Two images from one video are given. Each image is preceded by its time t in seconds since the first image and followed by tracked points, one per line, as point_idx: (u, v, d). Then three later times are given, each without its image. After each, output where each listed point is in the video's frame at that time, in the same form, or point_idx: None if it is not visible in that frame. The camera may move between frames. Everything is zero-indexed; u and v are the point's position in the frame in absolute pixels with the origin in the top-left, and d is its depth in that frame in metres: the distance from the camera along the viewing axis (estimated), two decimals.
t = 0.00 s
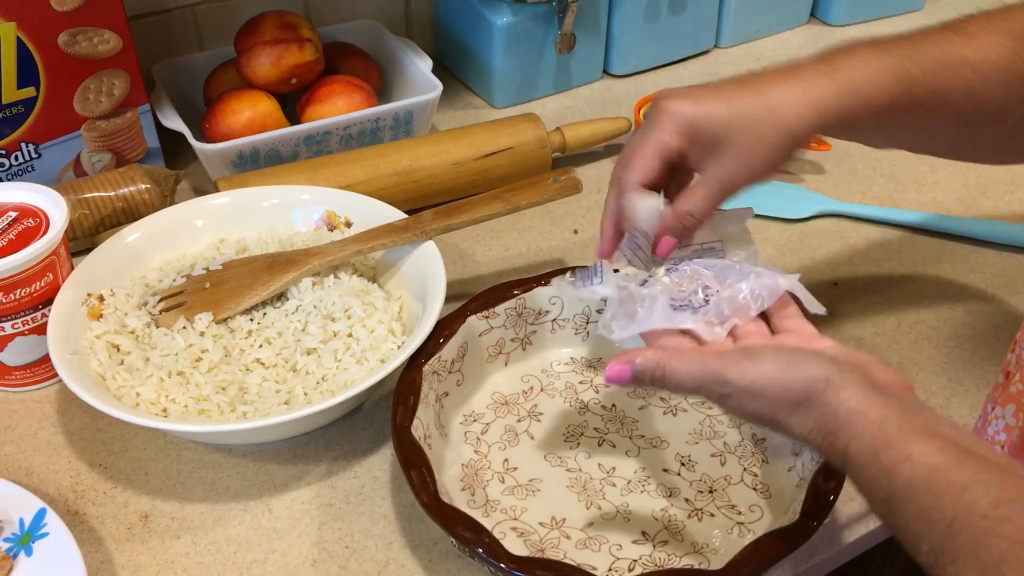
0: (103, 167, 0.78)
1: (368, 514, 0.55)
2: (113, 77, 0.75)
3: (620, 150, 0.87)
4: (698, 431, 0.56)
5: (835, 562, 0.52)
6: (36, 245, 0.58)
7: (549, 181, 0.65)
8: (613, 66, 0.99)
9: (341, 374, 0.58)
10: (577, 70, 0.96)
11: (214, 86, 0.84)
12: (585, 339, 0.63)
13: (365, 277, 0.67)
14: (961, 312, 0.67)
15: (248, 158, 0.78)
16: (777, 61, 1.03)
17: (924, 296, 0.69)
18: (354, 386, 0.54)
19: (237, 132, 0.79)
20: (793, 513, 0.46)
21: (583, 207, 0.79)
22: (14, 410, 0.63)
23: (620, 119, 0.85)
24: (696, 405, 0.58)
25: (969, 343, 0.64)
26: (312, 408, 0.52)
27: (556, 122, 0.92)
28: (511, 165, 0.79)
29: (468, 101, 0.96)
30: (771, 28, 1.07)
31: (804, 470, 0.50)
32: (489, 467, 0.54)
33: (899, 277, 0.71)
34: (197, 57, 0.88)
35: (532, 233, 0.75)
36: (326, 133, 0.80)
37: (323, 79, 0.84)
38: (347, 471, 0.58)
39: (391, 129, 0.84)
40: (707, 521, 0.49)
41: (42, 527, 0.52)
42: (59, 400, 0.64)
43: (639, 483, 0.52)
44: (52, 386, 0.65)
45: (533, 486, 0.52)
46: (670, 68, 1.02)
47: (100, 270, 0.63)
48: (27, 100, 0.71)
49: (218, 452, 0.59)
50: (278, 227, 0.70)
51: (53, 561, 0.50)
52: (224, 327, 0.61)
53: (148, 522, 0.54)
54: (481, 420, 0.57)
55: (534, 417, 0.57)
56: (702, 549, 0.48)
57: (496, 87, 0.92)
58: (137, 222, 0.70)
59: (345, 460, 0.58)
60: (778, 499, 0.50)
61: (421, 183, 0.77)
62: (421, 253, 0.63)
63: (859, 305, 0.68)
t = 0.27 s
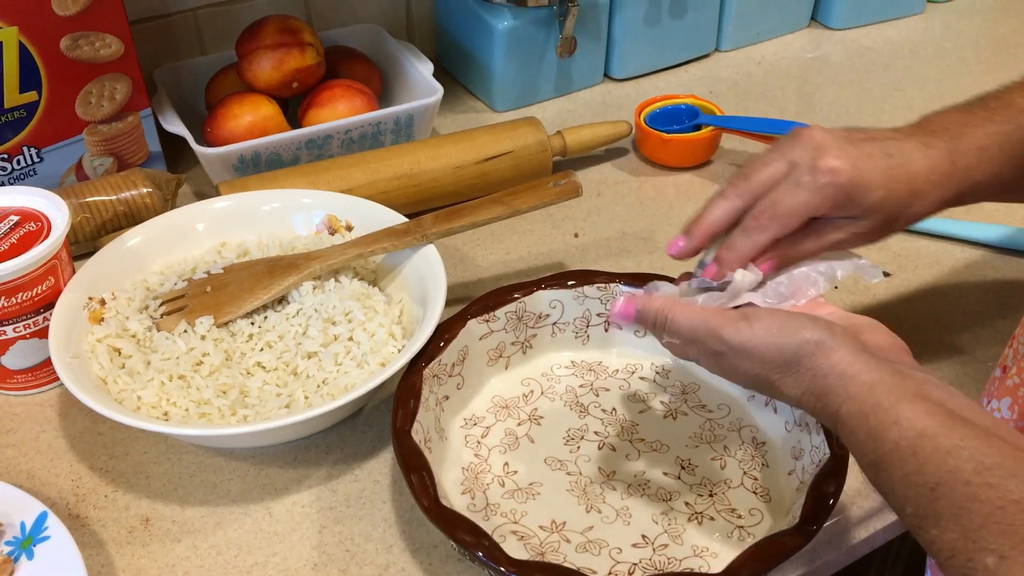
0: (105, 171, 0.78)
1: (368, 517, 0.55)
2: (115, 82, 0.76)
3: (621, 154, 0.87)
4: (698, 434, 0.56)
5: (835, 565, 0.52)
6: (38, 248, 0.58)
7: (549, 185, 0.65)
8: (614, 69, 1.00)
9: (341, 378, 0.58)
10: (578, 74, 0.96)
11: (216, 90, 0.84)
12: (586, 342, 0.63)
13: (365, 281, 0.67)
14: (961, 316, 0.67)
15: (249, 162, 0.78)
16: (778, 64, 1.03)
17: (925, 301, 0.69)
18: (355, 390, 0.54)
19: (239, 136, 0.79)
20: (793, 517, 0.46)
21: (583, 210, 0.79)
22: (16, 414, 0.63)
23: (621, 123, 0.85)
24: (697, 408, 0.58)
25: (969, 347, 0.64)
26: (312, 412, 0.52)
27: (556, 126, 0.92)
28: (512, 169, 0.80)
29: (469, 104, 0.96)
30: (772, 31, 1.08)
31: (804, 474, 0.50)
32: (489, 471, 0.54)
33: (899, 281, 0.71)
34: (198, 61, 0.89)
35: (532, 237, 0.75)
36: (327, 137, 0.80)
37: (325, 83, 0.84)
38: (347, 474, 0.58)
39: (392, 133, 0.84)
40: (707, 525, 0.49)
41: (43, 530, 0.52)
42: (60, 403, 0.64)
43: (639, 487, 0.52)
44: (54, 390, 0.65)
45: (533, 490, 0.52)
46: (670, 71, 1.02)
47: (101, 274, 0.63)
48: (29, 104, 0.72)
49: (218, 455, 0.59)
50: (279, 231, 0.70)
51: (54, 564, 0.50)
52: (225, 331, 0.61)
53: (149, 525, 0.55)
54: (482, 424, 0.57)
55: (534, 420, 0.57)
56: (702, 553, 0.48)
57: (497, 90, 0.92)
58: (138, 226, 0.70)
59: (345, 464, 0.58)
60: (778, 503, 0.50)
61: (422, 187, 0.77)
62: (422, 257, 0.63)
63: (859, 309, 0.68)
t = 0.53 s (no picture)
0: (107, 176, 0.79)
1: (368, 521, 0.55)
2: (117, 86, 0.76)
3: (621, 158, 0.87)
4: (698, 438, 0.56)
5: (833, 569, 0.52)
6: (39, 253, 0.58)
7: (549, 189, 0.65)
8: (614, 74, 1.00)
9: (341, 381, 0.58)
10: (578, 78, 0.97)
11: (217, 95, 0.85)
12: (586, 346, 0.63)
13: (366, 285, 0.67)
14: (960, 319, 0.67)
15: (250, 167, 0.79)
16: (777, 68, 1.04)
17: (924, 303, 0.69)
18: (355, 393, 0.54)
19: (240, 140, 0.79)
20: (792, 520, 0.46)
21: (583, 214, 0.79)
22: (17, 417, 0.64)
23: (621, 126, 0.86)
24: (696, 411, 0.58)
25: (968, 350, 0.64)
26: (312, 416, 0.52)
27: (556, 130, 0.92)
28: (512, 173, 0.80)
29: (469, 109, 0.97)
30: (771, 35, 1.08)
31: (802, 477, 0.50)
32: (489, 475, 0.54)
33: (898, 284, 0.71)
34: (200, 65, 0.89)
35: (532, 240, 0.76)
36: (328, 141, 0.80)
37: (326, 88, 0.84)
38: (348, 478, 0.58)
39: (392, 137, 0.84)
40: (706, 528, 0.49)
41: (44, 534, 0.52)
42: (61, 407, 0.64)
43: (639, 490, 0.52)
44: (55, 394, 0.66)
45: (533, 493, 0.52)
46: (670, 75, 1.03)
47: (102, 278, 0.64)
48: (31, 109, 0.72)
49: (219, 459, 0.59)
50: (279, 235, 0.70)
51: (54, 568, 0.50)
52: (226, 335, 0.62)
53: (150, 529, 0.55)
54: (482, 428, 0.57)
55: (534, 424, 0.58)
56: (701, 556, 0.48)
57: (497, 95, 0.93)
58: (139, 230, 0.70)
59: (345, 468, 0.58)
60: (777, 506, 0.50)
61: (422, 191, 0.77)
62: (422, 260, 0.63)
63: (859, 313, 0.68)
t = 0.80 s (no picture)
0: (110, 178, 0.79)
1: (369, 521, 0.55)
2: (120, 89, 0.76)
3: (621, 160, 0.87)
4: (697, 439, 0.56)
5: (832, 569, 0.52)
6: (43, 255, 0.59)
7: (550, 192, 0.66)
8: (615, 77, 1.00)
9: (343, 383, 0.58)
10: (579, 81, 0.97)
11: (220, 98, 0.85)
12: (586, 348, 0.63)
13: (367, 286, 0.67)
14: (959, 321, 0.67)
15: (252, 169, 0.79)
16: (778, 71, 1.04)
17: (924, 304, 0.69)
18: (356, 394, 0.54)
19: (242, 143, 0.80)
20: (790, 521, 0.46)
21: (584, 217, 0.79)
22: (21, 418, 0.64)
23: (622, 129, 0.86)
24: (695, 413, 0.58)
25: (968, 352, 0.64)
26: (313, 417, 0.52)
27: (557, 133, 0.93)
28: (513, 176, 0.80)
29: (470, 112, 0.97)
30: (772, 39, 1.08)
31: (801, 479, 0.50)
32: (489, 475, 0.54)
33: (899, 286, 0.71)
34: (202, 68, 0.89)
35: (533, 243, 0.76)
36: (330, 144, 0.81)
37: (328, 91, 0.85)
38: (349, 479, 0.58)
39: (394, 139, 0.84)
40: (705, 529, 0.50)
41: (47, 533, 0.52)
42: (64, 408, 0.65)
43: (638, 491, 0.52)
44: (58, 395, 0.66)
45: (533, 494, 0.52)
46: (671, 79, 1.03)
47: (105, 280, 0.64)
48: (35, 112, 0.72)
49: (221, 460, 0.60)
50: (281, 237, 0.71)
51: (58, 567, 0.50)
52: (228, 336, 0.62)
53: (152, 529, 0.55)
54: (482, 429, 0.58)
55: (534, 425, 0.58)
56: (699, 557, 0.48)
57: (498, 98, 0.93)
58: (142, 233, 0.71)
59: (346, 469, 0.59)
60: (775, 508, 0.51)
61: (424, 193, 0.77)
62: (423, 262, 0.64)
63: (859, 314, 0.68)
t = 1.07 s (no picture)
0: (119, 177, 0.80)
1: (374, 517, 0.55)
2: (129, 90, 0.77)
3: (626, 161, 0.88)
4: (699, 437, 0.56)
5: (832, 567, 0.53)
6: (53, 252, 0.60)
7: (554, 191, 0.66)
8: (620, 78, 1.00)
9: (348, 380, 0.59)
10: (584, 82, 0.97)
11: (228, 98, 0.86)
12: (589, 346, 0.64)
13: (373, 285, 0.68)
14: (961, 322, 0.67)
15: (260, 169, 0.80)
16: (783, 73, 1.04)
17: (926, 304, 0.69)
18: (362, 391, 0.55)
19: (250, 143, 0.80)
20: (791, 519, 0.46)
21: (588, 217, 0.80)
22: (30, 414, 0.65)
23: (627, 130, 0.86)
24: (698, 412, 0.58)
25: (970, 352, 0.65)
26: (319, 413, 0.53)
27: (563, 134, 0.93)
28: (519, 176, 0.81)
29: (476, 113, 0.98)
30: (777, 40, 1.08)
31: (802, 477, 0.50)
32: (493, 472, 0.54)
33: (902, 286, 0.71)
34: (211, 69, 0.90)
35: (538, 242, 0.76)
36: (337, 144, 0.81)
37: (335, 91, 0.85)
38: (354, 475, 0.59)
39: (400, 140, 0.85)
40: (707, 526, 0.50)
41: (56, 527, 0.53)
42: (73, 404, 0.66)
43: (640, 489, 0.53)
44: (68, 391, 0.67)
45: (536, 491, 0.53)
46: (676, 80, 1.03)
47: (114, 278, 0.65)
48: (45, 112, 0.73)
49: (228, 456, 0.60)
50: (288, 237, 0.71)
51: (67, 560, 0.51)
52: (235, 334, 0.63)
53: (160, 524, 0.56)
54: (486, 426, 0.58)
55: (538, 423, 0.58)
56: (701, 554, 0.48)
57: (504, 99, 0.94)
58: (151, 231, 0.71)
59: (351, 466, 0.59)
60: (776, 506, 0.51)
61: (429, 193, 0.78)
62: (429, 262, 0.64)
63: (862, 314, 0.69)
